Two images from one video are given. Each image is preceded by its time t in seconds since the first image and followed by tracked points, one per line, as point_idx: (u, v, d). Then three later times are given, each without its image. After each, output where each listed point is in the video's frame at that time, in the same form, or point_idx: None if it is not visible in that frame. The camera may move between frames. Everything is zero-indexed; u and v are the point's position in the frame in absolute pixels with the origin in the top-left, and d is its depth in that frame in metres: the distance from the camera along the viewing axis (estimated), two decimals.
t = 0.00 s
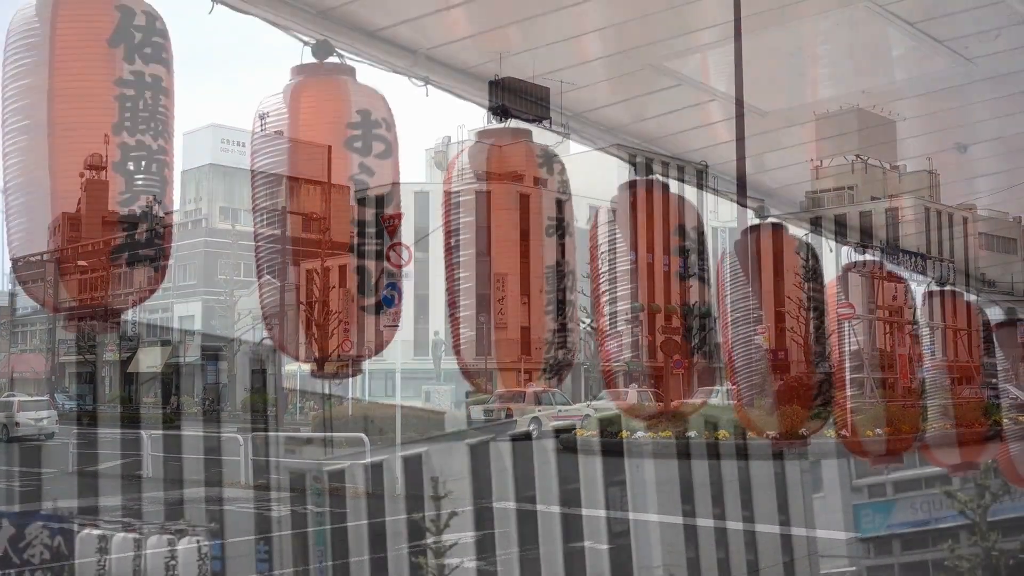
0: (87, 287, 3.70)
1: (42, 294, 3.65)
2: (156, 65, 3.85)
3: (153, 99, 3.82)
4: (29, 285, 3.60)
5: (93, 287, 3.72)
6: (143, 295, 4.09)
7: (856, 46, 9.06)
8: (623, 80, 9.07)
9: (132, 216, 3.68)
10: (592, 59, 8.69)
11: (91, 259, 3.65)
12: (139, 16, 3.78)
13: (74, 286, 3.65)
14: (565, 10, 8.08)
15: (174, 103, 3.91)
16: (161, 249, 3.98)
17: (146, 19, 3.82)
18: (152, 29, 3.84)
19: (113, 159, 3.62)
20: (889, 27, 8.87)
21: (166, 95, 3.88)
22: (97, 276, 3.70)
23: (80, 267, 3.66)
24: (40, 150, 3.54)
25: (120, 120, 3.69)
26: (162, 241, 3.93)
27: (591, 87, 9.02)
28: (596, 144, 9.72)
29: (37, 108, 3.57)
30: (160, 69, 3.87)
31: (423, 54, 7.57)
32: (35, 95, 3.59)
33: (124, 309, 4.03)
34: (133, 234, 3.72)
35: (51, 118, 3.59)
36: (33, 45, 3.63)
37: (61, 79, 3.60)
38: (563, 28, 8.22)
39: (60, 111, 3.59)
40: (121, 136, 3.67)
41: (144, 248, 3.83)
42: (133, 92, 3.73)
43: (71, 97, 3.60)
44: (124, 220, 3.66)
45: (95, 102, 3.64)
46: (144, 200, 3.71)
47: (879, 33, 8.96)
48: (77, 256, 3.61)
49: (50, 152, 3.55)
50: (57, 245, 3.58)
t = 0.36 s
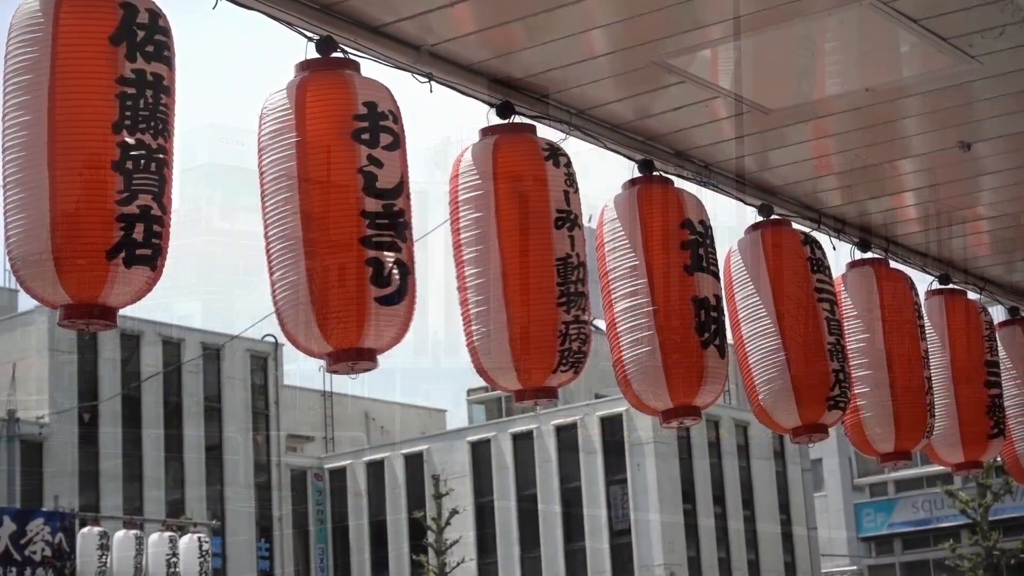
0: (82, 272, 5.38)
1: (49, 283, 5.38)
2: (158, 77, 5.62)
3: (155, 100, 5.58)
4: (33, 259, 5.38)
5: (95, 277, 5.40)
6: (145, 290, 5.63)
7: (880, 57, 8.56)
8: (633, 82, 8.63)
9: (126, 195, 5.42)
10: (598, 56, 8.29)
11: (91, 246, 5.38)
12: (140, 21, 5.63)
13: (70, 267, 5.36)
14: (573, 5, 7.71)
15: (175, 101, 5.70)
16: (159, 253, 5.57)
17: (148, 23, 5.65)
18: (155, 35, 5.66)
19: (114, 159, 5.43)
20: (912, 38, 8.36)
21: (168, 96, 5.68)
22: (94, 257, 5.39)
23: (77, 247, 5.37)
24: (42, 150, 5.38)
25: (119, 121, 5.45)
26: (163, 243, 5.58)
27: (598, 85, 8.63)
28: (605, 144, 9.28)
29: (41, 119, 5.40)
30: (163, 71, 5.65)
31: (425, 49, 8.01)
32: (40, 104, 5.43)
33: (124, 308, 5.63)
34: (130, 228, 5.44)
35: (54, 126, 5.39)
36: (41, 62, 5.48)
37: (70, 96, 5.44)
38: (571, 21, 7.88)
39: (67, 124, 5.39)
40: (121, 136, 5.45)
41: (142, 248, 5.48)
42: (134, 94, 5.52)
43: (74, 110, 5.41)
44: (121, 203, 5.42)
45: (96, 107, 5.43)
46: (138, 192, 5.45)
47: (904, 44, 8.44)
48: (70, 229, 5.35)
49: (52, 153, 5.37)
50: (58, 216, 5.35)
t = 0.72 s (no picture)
0: (87, 265, 5.85)
1: (58, 280, 5.89)
2: (163, 73, 6.11)
3: (161, 96, 6.09)
4: (44, 254, 5.88)
5: (105, 274, 5.87)
6: (156, 286, 6.05)
7: (883, 58, 8.56)
8: (634, 83, 8.63)
9: (134, 190, 5.93)
10: (599, 57, 8.30)
11: (100, 239, 5.87)
12: (145, 17, 6.15)
13: (78, 261, 5.85)
14: (571, 6, 7.73)
15: (180, 98, 6.18)
16: (168, 249, 6.00)
17: (152, 20, 6.17)
18: (159, 32, 6.16)
19: (122, 155, 5.95)
20: (914, 39, 8.33)
21: (173, 94, 6.16)
22: (102, 252, 5.87)
23: (85, 241, 5.86)
24: (49, 148, 5.91)
25: (126, 117, 5.97)
26: (171, 238, 6.02)
27: (599, 85, 8.63)
28: (606, 143, 9.30)
29: (49, 117, 5.94)
30: (168, 68, 6.14)
31: (428, 49, 7.99)
32: (48, 104, 5.96)
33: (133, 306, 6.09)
34: (138, 223, 5.92)
35: (61, 124, 5.92)
36: (48, 62, 6.02)
37: (76, 96, 5.96)
38: (572, 21, 7.88)
39: (74, 122, 5.92)
40: (128, 130, 5.96)
41: (152, 243, 5.95)
42: (140, 91, 6.03)
43: (81, 109, 5.94)
44: (129, 198, 5.92)
45: (104, 105, 5.96)
46: (146, 186, 5.96)
47: (906, 45, 8.41)
48: (78, 224, 5.86)
49: (60, 150, 5.91)
50: (67, 213, 5.86)
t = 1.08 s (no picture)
0: (104, 253, 5.97)
1: (78, 273, 6.01)
2: (170, 61, 6.16)
3: (169, 84, 6.13)
4: (61, 246, 5.99)
5: (122, 262, 5.98)
6: (173, 276, 6.14)
7: (882, 54, 8.55)
8: (634, 80, 8.65)
9: (147, 177, 6.01)
10: (598, 53, 8.31)
11: (115, 228, 5.96)
12: (150, 6, 6.20)
13: (95, 251, 5.97)
14: (567, 4, 7.74)
15: (188, 85, 6.23)
16: (184, 236, 6.08)
17: (157, 8, 6.21)
18: (165, 21, 6.21)
19: (134, 143, 6.02)
20: (913, 37, 8.34)
21: (182, 81, 6.20)
22: (119, 241, 5.97)
23: (99, 231, 5.96)
24: (61, 139, 6.00)
25: (135, 105, 6.04)
26: (187, 226, 6.10)
27: (598, 82, 8.64)
28: (607, 140, 9.30)
29: (60, 110, 6.03)
30: (174, 56, 6.18)
31: (429, 45, 8.00)
32: (58, 97, 6.05)
33: (151, 295, 6.18)
34: (153, 210, 6.00)
35: (72, 118, 6.00)
36: (55, 55, 6.09)
37: (85, 87, 6.04)
38: (570, 18, 7.90)
39: (84, 115, 6.00)
40: (138, 118, 6.02)
41: (167, 230, 6.03)
42: (148, 79, 6.08)
43: (90, 100, 6.02)
44: (143, 185, 6.00)
45: (113, 95, 6.04)
46: (159, 173, 6.03)
47: (905, 42, 8.41)
48: (92, 215, 5.95)
49: (71, 141, 6.00)
50: (81, 204, 5.96)
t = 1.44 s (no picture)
0: (109, 251, 6.01)
1: (85, 271, 6.04)
2: (172, 59, 6.17)
3: (172, 81, 6.14)
4: (66, 244, 6.03)
5: (127, 260, 6.01)
6: (179, 273, 6.17)
7: (877, 56, 8.57)
8: (631, 80, 8.65)
9: (151, 174, 6.04)
10: (595, 55, 8.32)
11: (120, 226, 5.99)
12: (150, 5, 6.21)
13: (100, 249, 6.01)
14: (563, 6, 7.75)
15: (190, 83, 6.25)
16: (190, 232, 6.12)
17: (157, 6, 6.22)
18: (165, 19, 6.22)
19: (138, 140, 6.04)
20: (909, 39, 8.36)
21: (184, 78, 6.22)
22: (124, 240, 6.01)
23: (104, 232, 5.99)
24: (64, 139, 6.03)
25: (138, 102, 6.05)
26: (192, 223, 6.14)
27: (596, 83, 8.65)
28: (604, 141, 9.32)
29: (62, 107, 6.05)
30: (176, 54, 6.19)
31: (427, 46, 8.01)
32: (60, 97, 6.07)
33: (157, 293, 6.22)
34: (158, 207, 6.04)
35: (75, 118, 6.02)
36: (56, 55, 6.10)
37: (88, 86, 6.06)
38: (566, 20, 7.90)
39: (87, 114, 6.02)
40: (142, 116, 6.04)
41: (173, 227, 6.06)
42: (150, 77, 6.09)
43: (92, 99, 6.04)
44: (147, 182, 6.03)
45: (115, 93, 6.05)
46: (164, 170, 6.06)
47: (901, 44, 8.42)
48: (97, 214, 5.99)
49: (74, 141, 6.02)
50: (87, 202, 6.00)
